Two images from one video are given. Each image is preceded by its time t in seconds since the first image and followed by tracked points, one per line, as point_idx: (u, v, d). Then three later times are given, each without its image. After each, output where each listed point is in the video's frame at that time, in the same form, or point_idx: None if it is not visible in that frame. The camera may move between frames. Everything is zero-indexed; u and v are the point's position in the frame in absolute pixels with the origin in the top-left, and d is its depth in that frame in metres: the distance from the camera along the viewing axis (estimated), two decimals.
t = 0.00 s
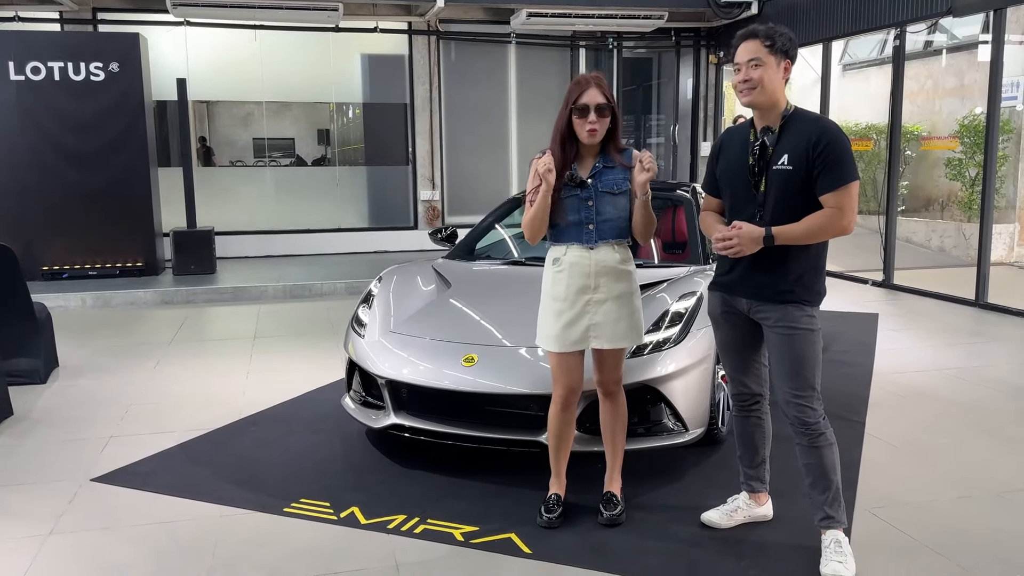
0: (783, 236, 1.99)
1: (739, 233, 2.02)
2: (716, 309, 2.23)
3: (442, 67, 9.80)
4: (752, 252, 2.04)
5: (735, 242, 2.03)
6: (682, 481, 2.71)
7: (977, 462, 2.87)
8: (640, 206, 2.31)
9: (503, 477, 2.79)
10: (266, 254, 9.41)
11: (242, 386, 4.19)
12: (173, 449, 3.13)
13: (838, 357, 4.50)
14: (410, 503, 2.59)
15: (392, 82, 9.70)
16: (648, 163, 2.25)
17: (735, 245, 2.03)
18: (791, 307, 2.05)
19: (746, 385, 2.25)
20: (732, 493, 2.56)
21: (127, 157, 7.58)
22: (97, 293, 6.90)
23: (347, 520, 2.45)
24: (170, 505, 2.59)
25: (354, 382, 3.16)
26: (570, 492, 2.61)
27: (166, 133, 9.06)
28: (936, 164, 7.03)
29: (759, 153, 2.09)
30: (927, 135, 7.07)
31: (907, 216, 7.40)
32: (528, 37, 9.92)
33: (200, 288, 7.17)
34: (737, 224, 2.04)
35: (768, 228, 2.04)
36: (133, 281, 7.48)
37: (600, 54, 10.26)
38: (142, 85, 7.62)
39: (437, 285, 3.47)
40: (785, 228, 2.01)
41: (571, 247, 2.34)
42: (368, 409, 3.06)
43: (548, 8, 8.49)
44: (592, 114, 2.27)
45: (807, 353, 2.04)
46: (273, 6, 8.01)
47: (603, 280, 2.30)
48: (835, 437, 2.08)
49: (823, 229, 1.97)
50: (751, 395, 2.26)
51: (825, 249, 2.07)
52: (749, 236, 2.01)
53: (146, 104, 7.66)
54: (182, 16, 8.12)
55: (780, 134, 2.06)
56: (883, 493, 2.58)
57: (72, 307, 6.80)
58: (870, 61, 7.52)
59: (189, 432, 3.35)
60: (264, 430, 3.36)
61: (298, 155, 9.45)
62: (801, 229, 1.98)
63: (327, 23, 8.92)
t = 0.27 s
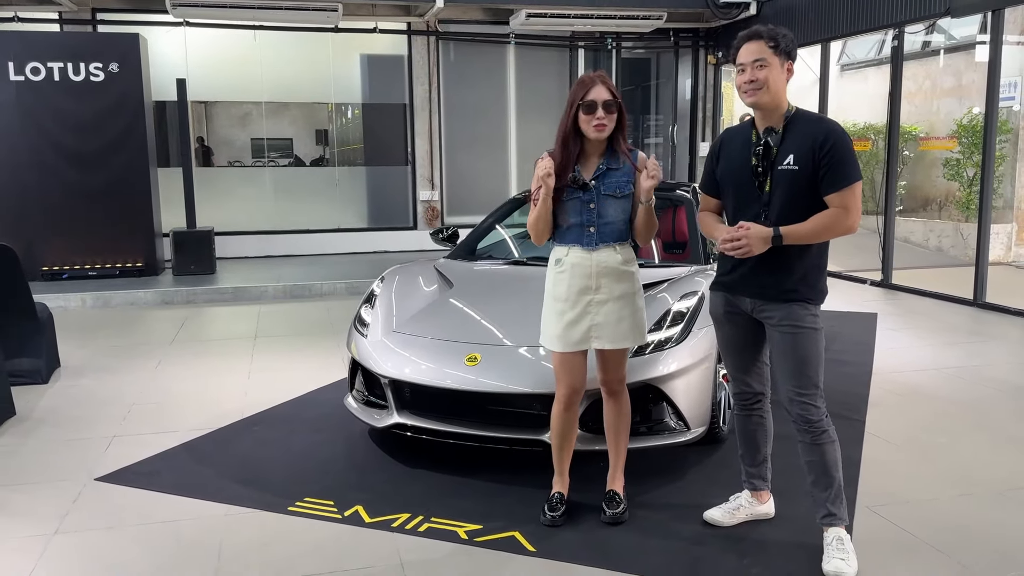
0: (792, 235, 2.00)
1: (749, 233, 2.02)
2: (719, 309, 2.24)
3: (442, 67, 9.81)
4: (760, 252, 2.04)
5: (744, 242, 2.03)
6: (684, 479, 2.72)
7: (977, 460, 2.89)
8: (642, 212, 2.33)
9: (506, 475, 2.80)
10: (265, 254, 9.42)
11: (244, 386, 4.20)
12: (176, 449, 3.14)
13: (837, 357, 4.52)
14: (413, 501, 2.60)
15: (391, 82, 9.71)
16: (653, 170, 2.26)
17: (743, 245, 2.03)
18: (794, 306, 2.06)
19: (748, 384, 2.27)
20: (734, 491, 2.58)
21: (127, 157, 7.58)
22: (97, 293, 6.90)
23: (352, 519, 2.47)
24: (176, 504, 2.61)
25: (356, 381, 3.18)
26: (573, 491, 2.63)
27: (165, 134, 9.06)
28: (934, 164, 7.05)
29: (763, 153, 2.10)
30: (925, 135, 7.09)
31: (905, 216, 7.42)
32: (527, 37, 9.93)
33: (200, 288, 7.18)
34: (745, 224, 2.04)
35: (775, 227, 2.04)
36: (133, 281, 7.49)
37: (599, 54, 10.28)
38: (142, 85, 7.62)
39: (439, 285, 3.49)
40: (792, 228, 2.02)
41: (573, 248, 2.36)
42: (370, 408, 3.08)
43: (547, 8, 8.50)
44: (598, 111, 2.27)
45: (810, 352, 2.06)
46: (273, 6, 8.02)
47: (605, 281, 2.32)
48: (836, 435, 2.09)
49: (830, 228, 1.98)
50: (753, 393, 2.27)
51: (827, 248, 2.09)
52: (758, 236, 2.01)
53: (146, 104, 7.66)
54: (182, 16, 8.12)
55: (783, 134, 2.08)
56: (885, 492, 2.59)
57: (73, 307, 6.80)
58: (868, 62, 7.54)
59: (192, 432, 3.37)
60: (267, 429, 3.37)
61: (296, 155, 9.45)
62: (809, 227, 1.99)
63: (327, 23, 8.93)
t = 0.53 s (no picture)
0: (799, 234, 2.01)
1: (756, 233, 2.03)
2: (722, 307, 2.25)
3: (440, 67, 9.81)
4: (767, 251, 2.05)
5: (751, 242, 2.04)
6: (685, 478, 2.74)
7: (976, 459, 2.91)
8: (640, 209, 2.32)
9: (507, 474, 2.82)
10: (263, 254, 9.42)
11: (244, 385, 4.21)
12: (178, 448, 3.15)
13: (836, 356, 4.53)
14: (416, 500, 2.61)
15: (390, 82, 9.72)
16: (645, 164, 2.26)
17: (750, 245, 2.04)
18: (797, 305, 2.08)
19: (750, 383, 2.28)
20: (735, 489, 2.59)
21: (126, 157, 7.58)
22: (96, 293, 6.90)
23: (355, 518, 2.48)
24: (178, 503, 2.62)
25: (358, 380, 3.19)
26: (574, 489, 2.64)
27: (164, 133, 9.06)
28: (931, 164, 7.07)
29: (767, 153, 2.12)
30: (923, 135, 7.12)
31: (903, 215, 7.43)
32: (525, 37, 9.94)
33: (200, 288, 7.18)
34: (752, 224, 2.05)
35: (781, 227, 2.05)
36: (132, 281, 7.49)
37: (597, 54, 10.29)
38: (141, 85, 7.62)
39: (440, 285, 3.49)
40: (798, 227, 2.04)
41: (577, 247, 2.36)
42: (372, 407, 3.09)
43: (546, 8, 8.51)
44: (597, 112, 2.29)
45: (812, 350, 2.07)
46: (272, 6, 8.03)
47: (610, 280, 2.33)
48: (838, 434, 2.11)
49: (835, 227, 2.00)
50: (755, 392, 2.28)
51: (830, 247, 2.10)
52: (765, 235, 2.02)
53: (145, 104, 7.66)
54: (180, 16, 8.12)
55: (787, 133, 2.09)
56: (885, 490, 2.61)
57: (72, 307, 6.80)
58: (866, 61, 7.56)
59: (194, 431, 3.37)
60: (268, 428, 3.38)
61: (293, 155, 9.44)
62: (815, 226, 2.01)
63: (325, 23, 8.93)
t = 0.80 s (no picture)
0: (802, 233, 2.02)
1: (760, 233, 2.04)
2: (726, 308, 2.26)
3: (438, 68, 9.82)
4: (771, 251, 2.06)
5: (755, 242, 2.05)
6: (687, 478, 2.74)
7: (975, 458, 2.92)
8: (646, 211, 2.35)
9: (508, 474, 2.82)
10: (261, 254, 9.41)
11: (244, 386, 4.21)
12: (179, 448, 3.15)
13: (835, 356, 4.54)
14: (417, 500, 2.62)
15: (388, 83, 9.72)
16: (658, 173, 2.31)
17: (754, 245, 2.05)
18: (801, 305, 2.09)
19: (754, 383, 2.29)
20: (737, 489, 2.60)
21: (125, 157, 7.58)
22: (95, 293, 6.90)
23: (357, 517, 2.48)
24: (180, 503, 2.62)
25: (359, 380, 3.19)
26: (575, 489, 2.64)
27: (162, 133, 9.05)
28: (929, 164, 7.09)
29: (769, 153, 2.13)
30: (920, 136, 7.12)
31: (900, 215, 7.44)
32: (523, 37, 9.96)
33: (198, 288, 7.18)
34: (756, 225, 2.06)
35: (785, 227, 2.06)
36: (131, 281, 7.48)
37: (596, 54, 10.30)
38: (140, 85, 7.63)
39: (440, 285, 3.50)
40: (802, 227, 2.04)
41: (581, 247, 2.37)
42: (373, 407, 3.09)
43: (544, 8, 8.52)
44: (599, 109, 2.30)
45: (817, 350, 2.08)
46: (270, 6, 8.03)
47: (615, 280, 2.34)
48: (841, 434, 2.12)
49: (839, 227, 2.01)
50: (758, 393, 2.29)
51: (834, 247, 2.11)
52: (769, 235, 2.03)
53: (143, 104, 7.66)
54: (179, 16, 8.12)
55: (790, 133, 2.10)
56: (885, 489, 2.62)
57: (70, 307, 6.79)
58: (864, 62, 7.58)
59: (194, 431, 3.37)
60: (269, 429, 3.38)
61: (291, 155, 9.43)
62: (818, 226, 2.02)
63: (324, 23, 8.93)
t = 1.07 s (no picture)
0: (808, 235, 2.02)
1: (766, 236, 2.04)
2: (731, 308, 2.27)
3: (437, 68, 9.81)
4: (777, 254, 2.07)
5: (761, 245, 2.05)
6: (690, 478, 2.75)
7: (977, 457, 2.93)
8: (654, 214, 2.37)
9: (511, 474, 2.83)
10: (260, 254, 9.40)
11: (245, 386, 4.20)
12: (181, 449, 3.15)
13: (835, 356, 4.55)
14: (421, 500, 2.62)
15: (386, 84, 9.72)
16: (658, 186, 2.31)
17: (760, 248, 2.05)
18: (806, 305, 2.09)
19: (758, 384, 2.30)
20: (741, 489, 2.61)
21: (124, 158, 7.57)
22: (94, 294, 6.89)
23: (361, 518, 2.48)
24: (183, 504, 2.62)
25: (361, 381, 3.20)
26: (579, 489, 2.65)
27: (160, 134, 9.03)
28: (926, 164, 7.10)
29: (773, 155, 2.13)
30: (917, 136, 7.12)
31: (898, 215, 7.45)
32: (522, 38, 9.97)
33: (197, 288, 7.18)
34: (763, 228, 2.07)
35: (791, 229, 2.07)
36: (129, 282, 7.47)
37: (594, 55, 10.31)
38: (138, 86, 7.61)
39: (443, 285, 3.50)
40: (806, 228, 2.05)
41: (589, 247, 2.38)
42: (375, 407, 3.09)
43: (542, 9, 8.52)
44: (603, 105, 2.29)
45: (821, 349, 2.08)
46: (268, 6, 8.02)
47: (622, 280, 2.35)
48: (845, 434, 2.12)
49: (844, 228, 2.02)
50: (762, 392, 2.30)
51: (838, 247, 2.12)
52: (776, 238, 2.04)
53: (142, 104, 7.65)
54: (177, 17, 8.11)
55: (793, 135, 2.11)
56: (888, 489, 2.63)
57: (69, 308, 6.78)
58: (861, 62, 7.59)
59: (196, 432, 3.37)
60: (271, 429, 3.38)
61: (288, 155, 9.41)
62: (824, 227, 2.02)
63: (322, 24, 8.92)
